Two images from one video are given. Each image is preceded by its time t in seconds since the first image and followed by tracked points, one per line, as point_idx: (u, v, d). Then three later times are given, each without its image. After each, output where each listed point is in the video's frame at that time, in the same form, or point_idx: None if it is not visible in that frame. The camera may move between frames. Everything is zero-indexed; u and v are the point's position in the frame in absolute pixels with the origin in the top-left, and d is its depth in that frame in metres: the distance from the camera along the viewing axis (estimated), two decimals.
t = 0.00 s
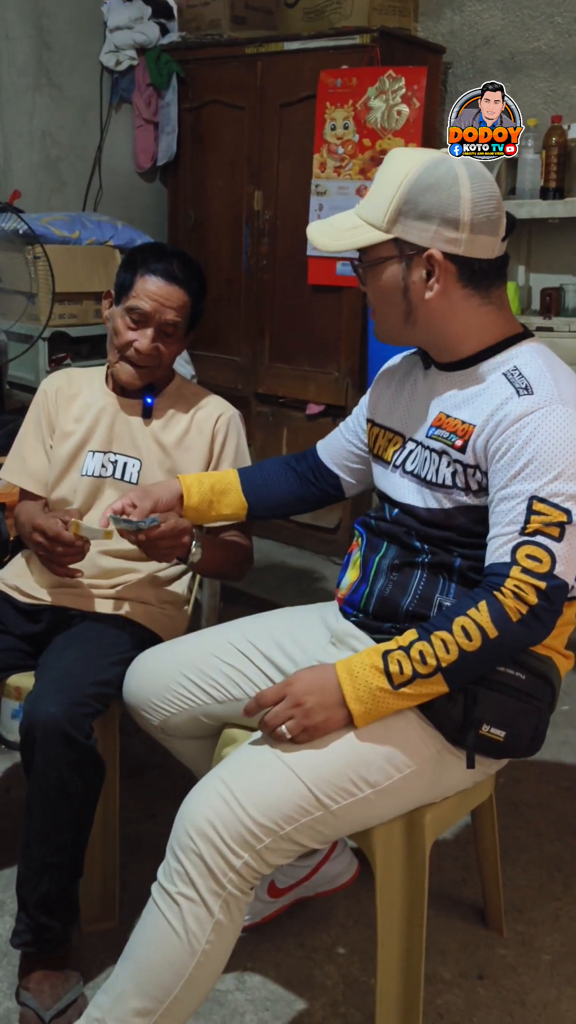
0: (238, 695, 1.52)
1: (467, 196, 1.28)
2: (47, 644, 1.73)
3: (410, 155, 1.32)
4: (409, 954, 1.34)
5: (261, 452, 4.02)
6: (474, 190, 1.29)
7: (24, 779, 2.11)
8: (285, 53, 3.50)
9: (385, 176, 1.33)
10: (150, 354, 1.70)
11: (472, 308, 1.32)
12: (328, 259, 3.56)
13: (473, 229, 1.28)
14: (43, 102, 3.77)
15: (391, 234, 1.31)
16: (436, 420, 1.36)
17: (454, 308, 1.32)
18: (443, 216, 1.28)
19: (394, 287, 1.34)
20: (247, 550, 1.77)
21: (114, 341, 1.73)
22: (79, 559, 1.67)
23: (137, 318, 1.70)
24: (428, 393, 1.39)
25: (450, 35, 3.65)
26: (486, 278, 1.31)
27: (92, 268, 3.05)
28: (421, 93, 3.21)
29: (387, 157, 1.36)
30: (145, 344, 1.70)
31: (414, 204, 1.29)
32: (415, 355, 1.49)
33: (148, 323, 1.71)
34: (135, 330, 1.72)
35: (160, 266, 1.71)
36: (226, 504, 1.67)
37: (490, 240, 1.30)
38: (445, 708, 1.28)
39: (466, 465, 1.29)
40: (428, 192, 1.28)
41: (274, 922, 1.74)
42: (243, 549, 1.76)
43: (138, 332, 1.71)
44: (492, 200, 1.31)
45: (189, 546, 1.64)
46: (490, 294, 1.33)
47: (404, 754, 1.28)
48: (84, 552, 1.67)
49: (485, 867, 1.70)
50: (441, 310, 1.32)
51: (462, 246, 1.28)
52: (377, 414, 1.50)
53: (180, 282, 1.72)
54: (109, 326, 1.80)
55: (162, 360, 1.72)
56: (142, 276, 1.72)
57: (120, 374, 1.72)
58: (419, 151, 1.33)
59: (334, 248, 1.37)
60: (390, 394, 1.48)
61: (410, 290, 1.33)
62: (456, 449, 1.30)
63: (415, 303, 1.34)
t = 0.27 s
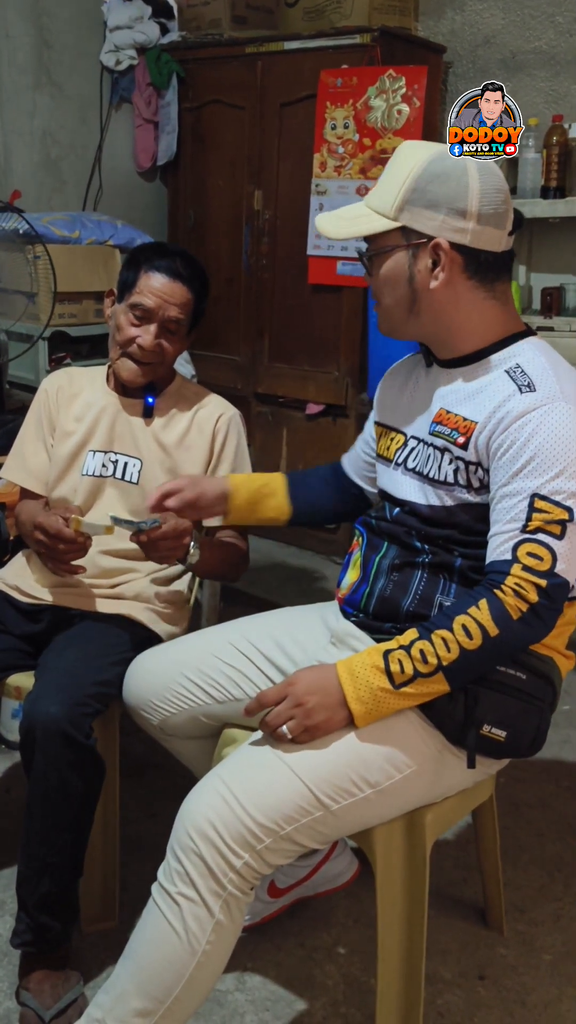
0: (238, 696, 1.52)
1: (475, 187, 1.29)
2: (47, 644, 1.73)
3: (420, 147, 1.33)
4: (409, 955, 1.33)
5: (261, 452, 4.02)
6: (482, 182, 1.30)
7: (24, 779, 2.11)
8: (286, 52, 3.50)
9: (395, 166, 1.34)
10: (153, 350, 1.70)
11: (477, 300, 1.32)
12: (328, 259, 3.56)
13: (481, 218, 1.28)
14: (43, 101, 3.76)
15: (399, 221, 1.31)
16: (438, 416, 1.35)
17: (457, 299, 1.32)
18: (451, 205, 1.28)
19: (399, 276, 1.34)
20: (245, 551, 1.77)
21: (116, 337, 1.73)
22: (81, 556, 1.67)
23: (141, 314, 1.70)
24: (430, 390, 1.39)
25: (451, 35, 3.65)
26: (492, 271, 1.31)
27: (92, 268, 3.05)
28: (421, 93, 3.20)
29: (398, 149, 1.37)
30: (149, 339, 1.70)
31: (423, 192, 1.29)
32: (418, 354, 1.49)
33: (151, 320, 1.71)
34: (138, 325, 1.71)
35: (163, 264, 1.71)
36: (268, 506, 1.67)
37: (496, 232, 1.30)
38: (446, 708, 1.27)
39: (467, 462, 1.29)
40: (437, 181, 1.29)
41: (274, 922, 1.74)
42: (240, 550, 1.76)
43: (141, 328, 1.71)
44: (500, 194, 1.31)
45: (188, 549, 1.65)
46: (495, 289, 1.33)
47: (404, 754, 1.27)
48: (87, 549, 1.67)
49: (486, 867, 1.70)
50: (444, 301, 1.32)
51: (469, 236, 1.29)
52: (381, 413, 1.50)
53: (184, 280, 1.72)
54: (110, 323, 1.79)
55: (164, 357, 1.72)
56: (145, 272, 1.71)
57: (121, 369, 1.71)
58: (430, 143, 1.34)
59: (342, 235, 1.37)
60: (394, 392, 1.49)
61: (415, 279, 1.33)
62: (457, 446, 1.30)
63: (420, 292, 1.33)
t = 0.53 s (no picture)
0: (242, 695, 1.52)
1: (488, 190, 1.29)
2: (51, 644, 1.73)
3: (432, 149, 1.33)
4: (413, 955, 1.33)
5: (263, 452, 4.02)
6: (495, 185, 1.30)
7: (27, 779, 2.11)
8: (288, 52, 3.50)
9: (407, 169, 1.35)
10: (159, 348, 1.70)
11: (489, 303, 1.32)
12: (331, 260, 3.56)
13: (493, 223, 1.29)
14: (46, 102, 3.77)
15: (411, 225, 1.32)
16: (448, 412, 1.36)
17: (470, 302, 1.32)
18: (464, 209, 1.29)
19: (411, 277, 1.34)
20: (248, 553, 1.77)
21: (122, 336, 1.73)
22: (87, 554, 1.66)
23: (147, 312, 1.70)
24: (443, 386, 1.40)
25: (453, 35, 3.65)
26: (503, 273, 1.31)
27: (96, 268, 3.05)
28: (424, 93, 3.20)
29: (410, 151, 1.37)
30: (155, 338, 1.70)
31: (435, 197, 1.30)
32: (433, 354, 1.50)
33: (158, 319, 1.71)
34: (144, 324, 1.71)
35: (169, 264, 1.72)
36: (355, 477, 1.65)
37: (509, 236, 1.30)
38: (449, 708, 1.27)
39: (473, 458, 1.29)
40: (449, 185, 1.29)
41: (278, 922, 1.74)
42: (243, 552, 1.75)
43: (147, 326, 1.71)
44: (512, 197, 1.32)
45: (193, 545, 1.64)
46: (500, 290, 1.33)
47: (408, 754, 1.27)
48: (92, 547, 1.66)
49: (489, 867, 1.70)
50: (457, 304, 1.32)
51: (481, 240, 1.29)
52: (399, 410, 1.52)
53: (189, 279, 1.72)
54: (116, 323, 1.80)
55: (170, 356, 1.73)
56: (152, 273, 1.72)
57: (127, 367, 1.70)
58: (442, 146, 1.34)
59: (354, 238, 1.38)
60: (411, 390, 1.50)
61: (428, 282, 1.33)
62: (463, 441, 1.30)
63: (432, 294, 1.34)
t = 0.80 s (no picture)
0: (246, 694, 1.52)
1: (501, 189, 1.29)
2: (52, 643, 1.73)
3: (446, 146, 1.33)
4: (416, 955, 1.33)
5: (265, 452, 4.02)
6: (508, 184, 1.30)
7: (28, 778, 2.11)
8: (290, 52, 3.50)
9: (420, 165, 1.34)
10: (163, 349, 1.70)
11: (498, 302, 1.32)
12: (332, 259, 3.56)
13: (504, 222, 1.29)
14: (47, 102, 3.76)
15: (423, 221, 1.32)
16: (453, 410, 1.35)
17: (478, 301, 1.32)
18: (476, 207, 1.28)
19: (421, 274, 1.34)
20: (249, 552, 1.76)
21: (125, 335, 1.73)
22: (93, 549, 1.65)
23: (151, 311, 1.70)
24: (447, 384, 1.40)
25: (455, 35, 3.65)
26: (513, 271, 1.32)
27: (97, 267, 3.05)
28: (426, 92, 3.19)
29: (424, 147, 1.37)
30: (159, 338, 1.70)
31: (448, 194, 1.29)
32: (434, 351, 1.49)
33: (162, 318, 1.71)
34: (148, 323, 1.71)
35: (174, 262, 1.71)
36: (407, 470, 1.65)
37: (519, 235, 1.30)
38: (453, 707, 1.27)
39: (479, 454, 1.29)
40: (463, 182, 1.29)
41: (280, 922, 1.74)
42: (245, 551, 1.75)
43: (150, 325, 1.71)
44: (524, 196, 1.31)
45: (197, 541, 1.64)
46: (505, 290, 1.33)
47: (412, 753, 1.27)
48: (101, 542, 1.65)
49: (491, 866, 1.70)
50: (465, 302, 1.32)
51: (492, 238, 1.29)
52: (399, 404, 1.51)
53: (194, 277, 1.72)
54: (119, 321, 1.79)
55: (173, 355, 1.72)
56: (156, 272, 1.71)
57: (129, 367, 1.71)
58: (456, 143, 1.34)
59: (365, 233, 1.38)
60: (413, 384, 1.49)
61: (438, 279, 1.33)
62: (469, 436, 1.30)
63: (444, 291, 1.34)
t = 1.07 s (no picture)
0: (246, 694, 1.52)
1: (485, 192, 1.29)
2: (53, 642, 1.73)
3: (428, 150, 1.32)
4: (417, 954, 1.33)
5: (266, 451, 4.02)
6: (492, 187, 1.29)
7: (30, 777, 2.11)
8: (291, 51, 3.50)
9: (404, 170, 1.34)
10: (165, 348, 1.70)
11: (485, 303, 1.32)
12: (333, 259, 3.55)
13: (490, 225, 1.28)
14: (49, 101, 3.77)
15: (409, 226, 1.31)
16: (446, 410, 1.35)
17: (466, 303, 1.32)
18: (461, 212, 1.28)
19: (408, 279, 1.33)
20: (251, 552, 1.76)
21: (128, 334, 1.73)
22: (102, 545, 1.65)
23: (153, 309, 1.70)
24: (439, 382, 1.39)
25: (456, 34, 3.65)
26: (500, 276, 1.31)
27: (98, 266, 3.05)
28: (427, 91, 3.19)
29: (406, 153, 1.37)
30: (161, 336, 1.70)
31: (432, 199, 1.29)
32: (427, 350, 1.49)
33: (164, 317, 1.70)
34: (150, 322, 1.71)
35: (178, 262, 1.71)
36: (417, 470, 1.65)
37: (505, 237, 1.30)
38: (453, 707, 1.27)
39: (473, 455, 1.29)
40: (447, 186, 1.28)
41: (281, 921, 1.74)
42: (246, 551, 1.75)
43: (153, 324, 1.71)
44: (509, 198, 1.31)
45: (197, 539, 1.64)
46: (503, 290, 1.33)
47: (412, 752, 1.27)
48: (107, 538, 1.65)
49: (492, 866, 1.70)
50: (454, 303, 1.32)
51: (478, 242, 1.28)
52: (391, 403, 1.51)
53: (197, 278, 1.72)
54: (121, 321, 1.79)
55: (175, 354, 1.72)
56: (159, 271, 1.71)
57: (132, 366, 1.70)
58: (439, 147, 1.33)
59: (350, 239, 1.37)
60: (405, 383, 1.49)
61: (425, 283, 1.33)
62: (461, 437, 1.30)
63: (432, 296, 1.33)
